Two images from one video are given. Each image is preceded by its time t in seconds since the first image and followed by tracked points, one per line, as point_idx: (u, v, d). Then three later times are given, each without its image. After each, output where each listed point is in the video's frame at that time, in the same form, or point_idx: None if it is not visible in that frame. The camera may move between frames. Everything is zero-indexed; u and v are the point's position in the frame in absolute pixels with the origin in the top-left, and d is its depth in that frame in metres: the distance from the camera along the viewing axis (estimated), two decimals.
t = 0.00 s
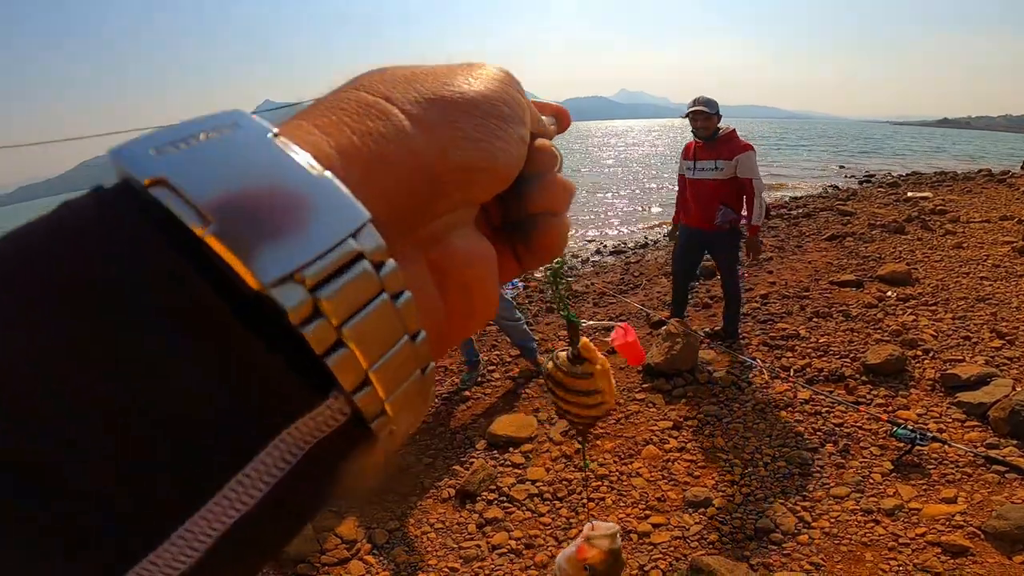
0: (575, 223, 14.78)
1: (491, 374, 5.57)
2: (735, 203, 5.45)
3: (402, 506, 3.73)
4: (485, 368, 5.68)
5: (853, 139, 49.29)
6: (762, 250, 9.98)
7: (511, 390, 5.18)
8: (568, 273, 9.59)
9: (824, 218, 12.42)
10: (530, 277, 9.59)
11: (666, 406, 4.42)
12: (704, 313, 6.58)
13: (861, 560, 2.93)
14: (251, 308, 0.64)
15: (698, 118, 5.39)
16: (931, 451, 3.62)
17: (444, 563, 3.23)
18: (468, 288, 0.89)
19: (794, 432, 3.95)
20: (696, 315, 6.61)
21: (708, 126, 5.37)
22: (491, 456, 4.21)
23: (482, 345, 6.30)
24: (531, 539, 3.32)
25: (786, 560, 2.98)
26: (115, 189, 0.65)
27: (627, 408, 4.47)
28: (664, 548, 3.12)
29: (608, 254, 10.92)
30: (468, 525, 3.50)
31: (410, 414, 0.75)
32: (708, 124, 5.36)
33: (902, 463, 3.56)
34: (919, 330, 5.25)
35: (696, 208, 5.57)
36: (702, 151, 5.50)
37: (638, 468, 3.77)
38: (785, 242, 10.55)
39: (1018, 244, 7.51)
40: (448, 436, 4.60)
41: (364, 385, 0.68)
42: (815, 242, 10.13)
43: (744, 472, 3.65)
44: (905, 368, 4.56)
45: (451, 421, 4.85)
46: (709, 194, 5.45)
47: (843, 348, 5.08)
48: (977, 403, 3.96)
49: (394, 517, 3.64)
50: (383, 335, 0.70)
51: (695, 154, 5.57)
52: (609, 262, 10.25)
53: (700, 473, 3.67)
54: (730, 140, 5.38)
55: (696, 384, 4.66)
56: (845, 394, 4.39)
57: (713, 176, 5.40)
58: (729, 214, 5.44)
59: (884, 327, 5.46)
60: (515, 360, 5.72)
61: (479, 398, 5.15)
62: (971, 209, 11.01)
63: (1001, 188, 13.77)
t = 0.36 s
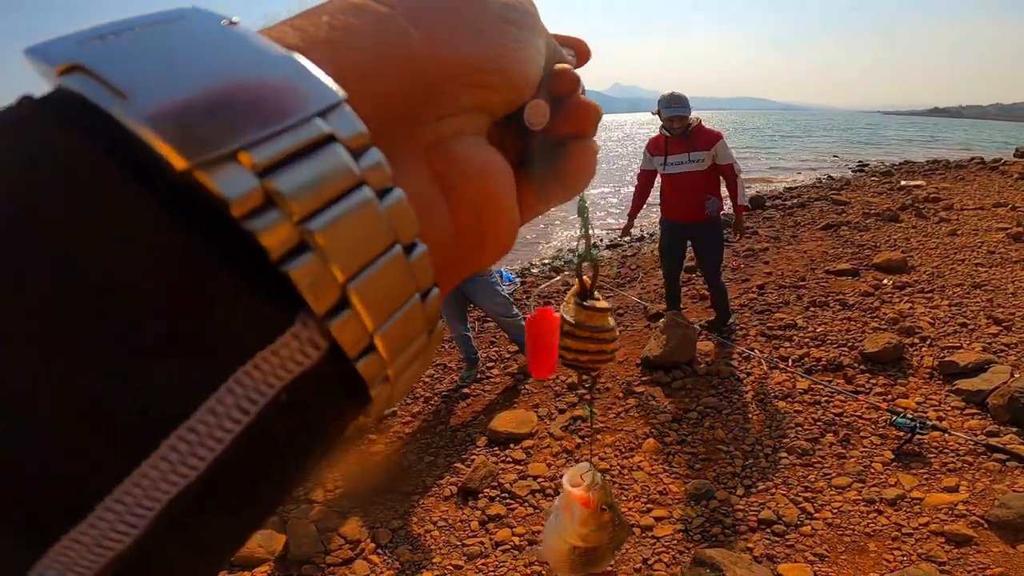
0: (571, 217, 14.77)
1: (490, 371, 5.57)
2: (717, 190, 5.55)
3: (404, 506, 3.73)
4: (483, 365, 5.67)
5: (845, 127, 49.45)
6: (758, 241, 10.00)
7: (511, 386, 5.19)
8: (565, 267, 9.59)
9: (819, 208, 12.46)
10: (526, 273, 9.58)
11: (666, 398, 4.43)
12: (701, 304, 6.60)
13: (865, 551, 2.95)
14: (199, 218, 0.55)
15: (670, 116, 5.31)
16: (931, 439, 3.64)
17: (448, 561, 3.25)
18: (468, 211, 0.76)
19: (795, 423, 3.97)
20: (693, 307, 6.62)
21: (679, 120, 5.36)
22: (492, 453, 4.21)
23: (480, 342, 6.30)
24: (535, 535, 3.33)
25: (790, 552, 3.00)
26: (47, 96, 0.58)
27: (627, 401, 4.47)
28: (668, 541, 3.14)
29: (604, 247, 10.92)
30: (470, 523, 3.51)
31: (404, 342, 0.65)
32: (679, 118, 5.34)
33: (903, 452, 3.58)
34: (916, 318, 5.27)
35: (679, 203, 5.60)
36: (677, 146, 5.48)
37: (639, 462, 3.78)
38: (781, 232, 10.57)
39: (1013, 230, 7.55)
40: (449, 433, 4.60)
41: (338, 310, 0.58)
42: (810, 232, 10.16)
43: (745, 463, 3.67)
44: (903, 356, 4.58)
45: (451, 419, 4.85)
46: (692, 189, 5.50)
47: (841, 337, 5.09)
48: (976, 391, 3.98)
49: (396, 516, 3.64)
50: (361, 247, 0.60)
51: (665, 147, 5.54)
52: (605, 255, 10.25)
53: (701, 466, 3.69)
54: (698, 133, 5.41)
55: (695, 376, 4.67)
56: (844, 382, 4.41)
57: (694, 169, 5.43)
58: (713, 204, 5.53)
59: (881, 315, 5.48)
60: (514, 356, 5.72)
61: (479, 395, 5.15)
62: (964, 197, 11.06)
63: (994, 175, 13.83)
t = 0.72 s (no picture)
0: (589, 206, 14.65)
1: (513, 363, 5.57)
2: (733, 176, 5.47)
3: (432, 500, 3.78)
4: (506, 358, 5.69)
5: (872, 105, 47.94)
6: (782, 225, 9.80)
7: (533, 378, 5.19)
8: (585, 257, 9.54)
9: (844, 190, 12.15)
10: (546, 264, 9.55)
11: (692, 387, 4.38)
12: (724, 291, 6.50)
13: (903, 540, 2.89)
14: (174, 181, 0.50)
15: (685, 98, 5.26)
16: (971, 426, 3.53)
17: (476, 554, 3.28)
18: (494, 156, 0.72)
19: (826, 410, 3.89)
20: (717, 294, 6.53)
21: (693, 106, 5.26)
22: (517, 446, 4.22)
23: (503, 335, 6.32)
24: (562, 527, 3.34)
25: (824, 541, 2.95)
26: None
27: (652, 391, 4.45)
28: (696, 532, 3.11)
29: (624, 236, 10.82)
30: (497, 516, 3.53)
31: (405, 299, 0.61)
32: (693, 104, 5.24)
33: (941, 439, 3.48)
34: (951, 300, 5.11)
35: (697, 191, 5.49)
36: (694, 132, 5.38)
37: (665, 452, 3.75)
38: (805, 215, 10.34)
39: None
40: (474, 427, 4.63)
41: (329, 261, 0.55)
42: (836, 214, 9.92)
43: (775, 452, 3.61)
44: (938, 340, 4.45)
45: (476, 412, 4.88)
46: (710, 174, 5.41)
47: (873, 321, 4.97)
48: (1017, 374, 3.85)
49: (425, 510, 3.68)
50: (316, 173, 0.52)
51: (679, 134, 5.44)
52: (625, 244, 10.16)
53: (729, 455, 3.65)
54: (711, 117, 5.37)
55: (721, 364, 4.60)
56: (877, 368, 4.31)
57: (714, 153, 5.35)
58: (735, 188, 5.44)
59: (913, 297, 5.33)
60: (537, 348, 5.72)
61: (502, 389, 5.16)
62: (998, 174, 10.68)
63: None
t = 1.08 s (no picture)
0: (603, 218, 14.67)
1: (527, 375, 5.56)
2: (755, 185, 5.44)
3: (447, 511, 3.76)
4: (521, 370, 5.68)
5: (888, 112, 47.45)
6: (798, 233, 9.70)
7: (548, 389, 5.17)
8: (599, 268, 9.53)
9: (861, 197, 12.00)
10: (560, 276, 9.56)
11: (708, 398, 4.33)
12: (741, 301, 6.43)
13: (930, 550, 2.80)
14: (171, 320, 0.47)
15: (706, 105, 5.37)
16: (999, 435, 3.42)
17: (489, 565, 3.25)
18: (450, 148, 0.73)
19: (848, 420, 3.81)
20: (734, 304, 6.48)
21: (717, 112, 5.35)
22: (532, 457, 4.19)
23: (517, 348, 6.32)
24: (577, 538, 3.30)
25: (848, 553, 2.87)
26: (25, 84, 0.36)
27: (668, 402, 4.41)
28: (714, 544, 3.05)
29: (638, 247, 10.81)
30: (511, 528, 3.50)
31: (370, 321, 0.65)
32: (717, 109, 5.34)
33: (968, 448, 3.37)
34: (975, 307, 4.99)
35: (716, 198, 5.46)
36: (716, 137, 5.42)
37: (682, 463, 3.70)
38: (822, 223, 10.23)
39: None
40: (489, 438, 4.61)
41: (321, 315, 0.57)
42: (853, 222, 9.80)
43: (795, 463, 3.54)
44: (963, 348, 4.34)
45: (490, 424, 4.86)
46: (732, 181, 5.40)
47: (894, 330, 4.87)
48: None
49: (439, 522, 3.67)
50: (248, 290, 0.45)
51: (701, 141, 5.47)
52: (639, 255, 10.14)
53: (748, 467, 3.58)
54: (734, 124, 5.44)
55: (738, 374, 4.55)
56: (900, 377, 4.21)
57: (736, 161, 5.38)
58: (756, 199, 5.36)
59: (936, 305, 5.21)
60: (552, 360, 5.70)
61: (517, 400, 5.14)
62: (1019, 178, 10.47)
63: None
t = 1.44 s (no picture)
0: (607, 224, 14.67)
1: (533, 382, 5.54)
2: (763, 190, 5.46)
3: (453, 519, 3.74)
4: (526, 377, 5.67)
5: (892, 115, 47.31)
6: (804, 237, 9.66)
7: (554, 397, 5.15)
8: (604, 275, 9.53)
9: (866, 200, 11.95)
10: (565, 282, 9.56)
11: (716, 404, 4.30)
12: (747, 306, 6.41)
13: (943, 554, 2.76)
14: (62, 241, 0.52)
15: (716, 109, 5.35)
16: (1012, 437, 3.37)
17: (496, 573, 3.22)
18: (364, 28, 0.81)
19: (858, 424, 3.76)
20: (740, 309, 6.45)
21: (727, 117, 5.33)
22: (539, 464, 4.17)
23: (523, 356, 6.31)
24: (584, 546, 3.26)
25: (859, 558, 2.83)
26: None
27: (675, 409, 4.39)
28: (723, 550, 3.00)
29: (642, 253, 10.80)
30: (518, 535, 3.47)
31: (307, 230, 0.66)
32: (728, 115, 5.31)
33: (980, 451, 3.32)
34: (984, 309, 4.93)
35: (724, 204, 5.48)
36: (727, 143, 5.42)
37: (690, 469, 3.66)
38: (827, 226, 10.19)
39: None
40: (495, 446, 4.60)
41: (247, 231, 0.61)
42: (859, 225, 9.76)
43: (805, 468, 3.50)
44: (973, 351, 4.30)
45: (497, 432, 4.84)
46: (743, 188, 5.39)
47: (903, 333, 4.82)
48: None
49: (446, 529, 3.65)
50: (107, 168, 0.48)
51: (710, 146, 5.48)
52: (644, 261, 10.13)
53: (757, 472, 3.54)
54: (744, 129, 5.45)
55: (745, 379, 4.52)
56: (910, 380, 4.17)
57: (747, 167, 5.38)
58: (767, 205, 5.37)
59: (945, 308, 5.16)
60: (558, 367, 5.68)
61: (523, 407, 5.12)
62: None
63: None
